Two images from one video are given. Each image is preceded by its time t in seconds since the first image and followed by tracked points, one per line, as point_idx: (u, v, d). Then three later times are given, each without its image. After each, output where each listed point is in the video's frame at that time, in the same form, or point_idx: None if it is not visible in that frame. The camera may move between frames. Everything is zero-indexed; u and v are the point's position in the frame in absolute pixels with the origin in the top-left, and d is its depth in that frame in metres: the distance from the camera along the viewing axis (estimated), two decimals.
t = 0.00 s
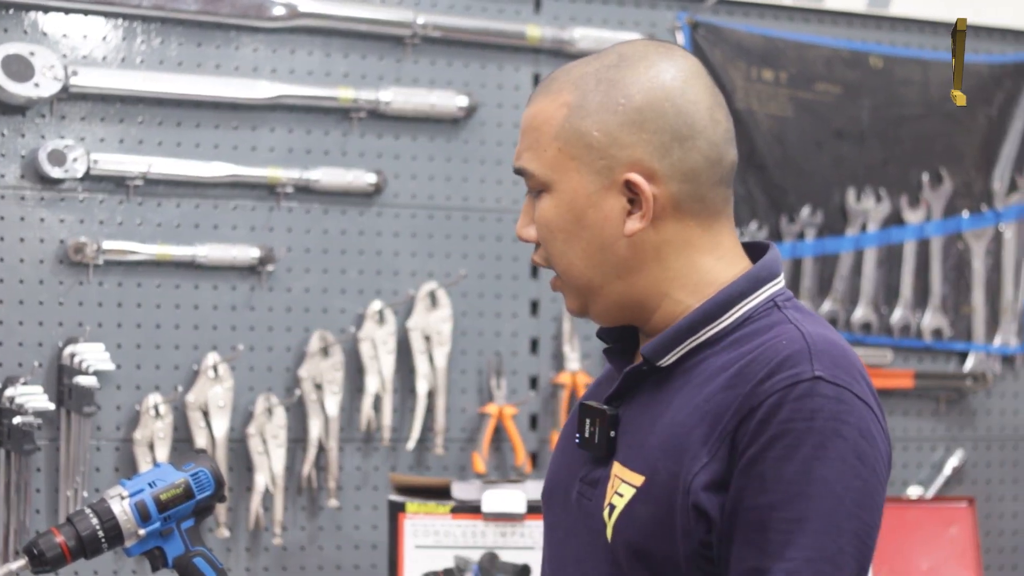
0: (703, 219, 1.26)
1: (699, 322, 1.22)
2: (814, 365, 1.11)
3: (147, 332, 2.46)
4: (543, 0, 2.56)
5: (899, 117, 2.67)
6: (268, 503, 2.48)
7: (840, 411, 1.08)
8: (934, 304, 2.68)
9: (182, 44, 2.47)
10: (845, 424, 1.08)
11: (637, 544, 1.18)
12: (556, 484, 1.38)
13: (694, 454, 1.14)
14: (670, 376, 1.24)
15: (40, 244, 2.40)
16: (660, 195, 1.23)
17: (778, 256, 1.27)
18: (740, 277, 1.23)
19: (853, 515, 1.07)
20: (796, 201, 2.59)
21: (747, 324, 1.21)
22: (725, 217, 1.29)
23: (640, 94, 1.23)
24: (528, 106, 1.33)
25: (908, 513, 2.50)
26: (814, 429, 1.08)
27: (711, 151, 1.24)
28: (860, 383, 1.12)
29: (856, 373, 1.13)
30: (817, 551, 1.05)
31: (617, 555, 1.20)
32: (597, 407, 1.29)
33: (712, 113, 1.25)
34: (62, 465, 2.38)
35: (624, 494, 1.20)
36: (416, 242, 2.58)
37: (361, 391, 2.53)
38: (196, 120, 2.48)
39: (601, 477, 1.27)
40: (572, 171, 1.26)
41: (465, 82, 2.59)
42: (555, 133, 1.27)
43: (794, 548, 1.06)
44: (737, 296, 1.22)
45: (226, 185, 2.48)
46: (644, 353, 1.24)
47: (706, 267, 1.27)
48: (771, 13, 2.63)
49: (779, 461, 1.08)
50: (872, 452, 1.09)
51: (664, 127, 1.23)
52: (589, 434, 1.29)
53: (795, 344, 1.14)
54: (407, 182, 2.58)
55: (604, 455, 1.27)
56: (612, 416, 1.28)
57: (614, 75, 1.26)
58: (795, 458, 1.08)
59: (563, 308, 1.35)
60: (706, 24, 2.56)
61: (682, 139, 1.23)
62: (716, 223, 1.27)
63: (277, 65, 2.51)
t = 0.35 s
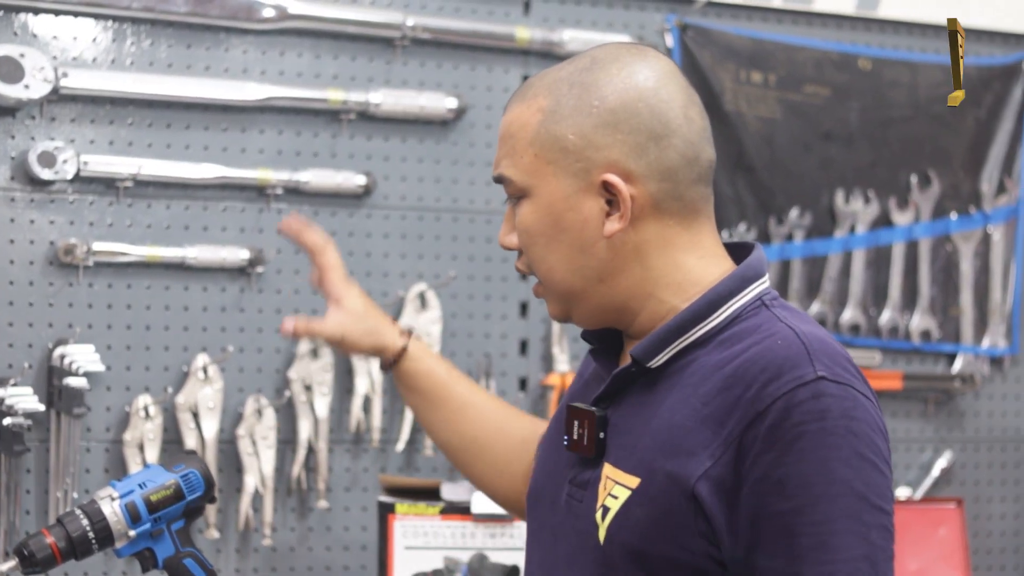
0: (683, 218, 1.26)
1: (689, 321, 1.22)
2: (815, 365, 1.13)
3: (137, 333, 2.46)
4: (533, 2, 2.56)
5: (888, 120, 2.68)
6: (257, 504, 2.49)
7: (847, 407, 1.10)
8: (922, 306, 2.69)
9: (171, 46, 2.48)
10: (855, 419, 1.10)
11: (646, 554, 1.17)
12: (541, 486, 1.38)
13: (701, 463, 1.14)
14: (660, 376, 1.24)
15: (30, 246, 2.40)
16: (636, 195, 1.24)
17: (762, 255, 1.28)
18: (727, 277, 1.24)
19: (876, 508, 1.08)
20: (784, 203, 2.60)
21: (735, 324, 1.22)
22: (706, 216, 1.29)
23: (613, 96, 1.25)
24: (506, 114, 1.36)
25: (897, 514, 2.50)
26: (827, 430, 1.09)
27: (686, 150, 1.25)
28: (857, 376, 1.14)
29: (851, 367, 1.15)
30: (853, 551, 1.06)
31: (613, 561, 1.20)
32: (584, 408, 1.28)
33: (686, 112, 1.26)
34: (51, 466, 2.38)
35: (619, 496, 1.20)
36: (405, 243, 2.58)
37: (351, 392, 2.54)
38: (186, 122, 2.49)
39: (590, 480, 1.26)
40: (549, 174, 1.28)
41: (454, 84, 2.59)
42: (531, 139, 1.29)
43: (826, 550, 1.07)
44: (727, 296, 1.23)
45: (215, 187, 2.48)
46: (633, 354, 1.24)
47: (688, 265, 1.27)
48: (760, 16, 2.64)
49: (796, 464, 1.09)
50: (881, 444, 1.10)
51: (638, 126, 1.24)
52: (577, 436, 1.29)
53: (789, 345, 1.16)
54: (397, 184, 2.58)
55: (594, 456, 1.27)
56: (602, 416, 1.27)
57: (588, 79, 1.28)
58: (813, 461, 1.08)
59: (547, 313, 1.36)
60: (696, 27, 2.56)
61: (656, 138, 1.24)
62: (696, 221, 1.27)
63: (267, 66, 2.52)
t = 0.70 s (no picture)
0: (674, 217, 1.27)
1: (684, 310, 1.23)
2: (817, 350, 1.13)
3: (129, 335, 2.46)
4: (525, 5, 2.57)
5: (880, 122, 2.68)
6: (249, 506, 2.49)
7: (851, 390, 1.10)
8: (913, 308, 2.70)
9: (163, 47, 2.48)
10: (859, 402, 1.10)
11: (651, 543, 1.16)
12: (529, 482, 1.37)
13: (705, 450, 1.14)
14: (654, 366, 1.25)
15: (22, 247, 2.40)
16: (630, 196, 1.24)
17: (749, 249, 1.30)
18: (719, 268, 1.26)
19: (882, 490, 1.08)
20: (776, 204, 2.60)
21: (729, 312, 1.23)
22: (694, 214, 1.30)
23: (604, 98, 1.25)
24: (492, 117, 1.35)
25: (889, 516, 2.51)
26: (834, 413, 1.09)
27: (678, 150, 1.26)
28: (855, 362, 1.15)
29: (849, 353, 1.16)
30: (864, 532, 1.05)
31: (612, 551, 1.19)
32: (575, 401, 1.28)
33: (675, 112, 1.27)
34: (43, 468, 2.38)
35: (617, 486, 1.20)
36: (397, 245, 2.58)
37: (343, 394, 2.54)
38: (178, 123, 2.49)
39: (584, 472, 1.26)
40: (542, 177, 1.27)
41: (447, 86, 2.60)
42: (523, 141, 1.28)
43: (839, 532, 1.06)
44: (721, 287, 1.24)
45: (207, 189, 2.48)
46: (629, 343, 1.24)
47: (680, 263, 1.29)
48: (751, 18, 2.64)
49: (804, 447, 1.08)
50: (882, 428, 1.11)
51: (630, 127, 1.24)
52: (567, 429, 1.28)
53: (790, 331, 1.16)
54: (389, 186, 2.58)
55: (586, 449, 1.26)
56: (594, 408, 1.27)
57: (577, 80, 1.28)
58: (822, 443, 1.08)
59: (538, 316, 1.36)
60: (687, 29, 2.56)
61: (648, 138, 1.25)
62: (685, 219, 1.29)
63: (259, 68, 2.52)
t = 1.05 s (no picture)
0: (674, 220, 1.28)
1: (678, 314, 1.24)
2: (808, 352, 1.13)
3: (127, 334, 2.47)
4: (522, 4, 2.57)
5: (876, 121, 2.69)
6: (246, 505, 2.49)
7: (838, 392, 1.09)
8: (909, 308, 2.70)
9: (160, 46, 2.48)
10: (846, 404, 1.09)
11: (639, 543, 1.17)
12: (528, 482, 1.39)
13: (693, 450, 1.14)
14: (649, 368, 1.25)
15: (19, 246, 2.40)
16: (632, 197, 1.25)
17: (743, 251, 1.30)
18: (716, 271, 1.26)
19: (866, 495, 1.07)
20: (772, 204, 2.61)
21: (725, 315, 1.23)
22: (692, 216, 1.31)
23: (610, 99, 1.25)
24: (495, 113, 1.34)
25: (885, 515, 2.51)
26: (819, 413, 1.08)
27: (680, 153, 1.26)
28: (848, 367, 1.14)
29: (842, 358, 1.15)
30: (843, 534, 1.05)
31: (601, 550, 1.20)
32: (571, 403, 1.29)
33: (678, 116, 1.27)
34: (40, 466, 2.38)
35: (608, 486, 1.20)
36: (394, 245, 2.60)
37: (340, 393, 2.55)
38: (175, 122, 2.49)
39: (577, 473, 1.27)
40: (545, 175, 1.27)
41: (444, 85, 2.61)
42: (527, 140, 1.28)
43: (817, 533, 1.05)
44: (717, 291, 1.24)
45: (204, 188, 2.49)
46: (624, 345, 1.25)
47: (678, 265, 1.29)
48: (748, 17, 2.65)
49: (787, 446, 1.08)
50: (870, 432, 1.10)
51: (635, 129, 1.25)
52: (563, 431, 1.29)
53: (781, 333, 1.16)
54: (385, 185, 2.60)
55: (580, 450, 1.27)
56: (590, 411, 1.28)
57: (583, 80, 1.28)
58: (805, 444, 1.07)
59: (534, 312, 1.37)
60: (683, 28, 2.57)
61: (652, 141, 1.25)
62: (685, 222, 1.29)
63: (256, 67, 2.52)
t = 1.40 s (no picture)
0: (648, 217, 1.26)
1: (640, 310, 1.21)
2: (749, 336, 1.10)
3: (126, 333, 2.47)
4: (522, 4, 2.57)
5: (876, 121, 2.69)
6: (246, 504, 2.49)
7: (769, 378, 1.07)
8: (909, 308, 2.70)
9: (160, 45, 2.48)
10: (776, 390, 1.06)
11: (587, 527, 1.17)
12: (507, 478, 1.38)
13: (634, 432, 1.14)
14: (615, 367, 1.23)
15: (19, 245, 2.40)
16: (606, 191, 1.23)
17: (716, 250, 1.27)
18: (681, 268, 1.23)
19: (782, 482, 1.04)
20: (772, 203, 2.61)
21: (687, 312, 1.20)
22: (667, 215, 1.29)
23: (588, 94, 1.24)
24: (475, 108, 1.34)
25: (884, 515, 2.51)
26: (740, 394, 1.06)
27: (656, 150, 1.25)
28: (797, 361, 1.11)
29: (795, 352, 1.11)
30: (739, 513, 1.03)
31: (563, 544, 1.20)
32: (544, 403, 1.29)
33: (655, 115, 1.26)
34: (40, 466, 2.38)
35: (575, 485, 1.19)
36: (394, 244, 2.61)
37: (340, 392, 2.55)
38: (175, 122, 2.49)
39: (553, 473, 1.26)
40: (520, 167, 1.26)
41: (444, 84, 2.61)
42: (503, 132, 1.27)
43: (717, 511, 1.04)
44: (677, 288, 1.21)
45: (204, 187, 2.49)
46: (588, 343, 1.24)
47: (651, 263, 1.27)
48: (748, 17, 2.65)
49: (704, 425, 1.07)
50: (803, 423, 1.06)
51: (611, 125, 1.24)
52: (537, 431, 1.29)
53: (728, 318, 1.14)
54: (385, 184, 2.60)
55: (555, 450, 1.27)
56: (562, 410, 1.27)
57: (562, 75, 1.27)
58: (720, 423, 1.06)
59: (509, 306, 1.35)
60: (683, 28, 2.57)
61: (628, 137, 1.23)
62: (660, 221, 1.27)
63: (256, 67, 2.52)
